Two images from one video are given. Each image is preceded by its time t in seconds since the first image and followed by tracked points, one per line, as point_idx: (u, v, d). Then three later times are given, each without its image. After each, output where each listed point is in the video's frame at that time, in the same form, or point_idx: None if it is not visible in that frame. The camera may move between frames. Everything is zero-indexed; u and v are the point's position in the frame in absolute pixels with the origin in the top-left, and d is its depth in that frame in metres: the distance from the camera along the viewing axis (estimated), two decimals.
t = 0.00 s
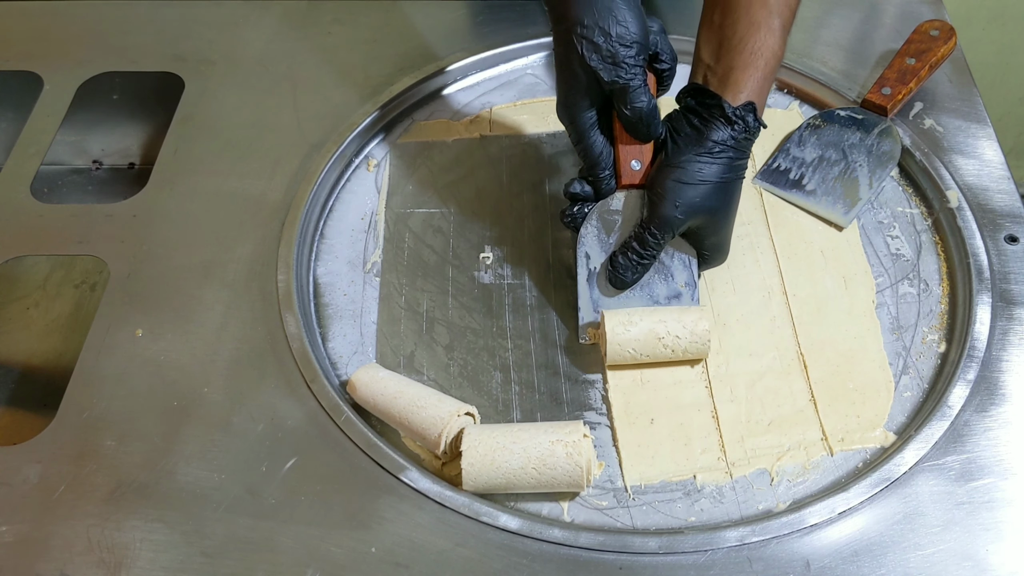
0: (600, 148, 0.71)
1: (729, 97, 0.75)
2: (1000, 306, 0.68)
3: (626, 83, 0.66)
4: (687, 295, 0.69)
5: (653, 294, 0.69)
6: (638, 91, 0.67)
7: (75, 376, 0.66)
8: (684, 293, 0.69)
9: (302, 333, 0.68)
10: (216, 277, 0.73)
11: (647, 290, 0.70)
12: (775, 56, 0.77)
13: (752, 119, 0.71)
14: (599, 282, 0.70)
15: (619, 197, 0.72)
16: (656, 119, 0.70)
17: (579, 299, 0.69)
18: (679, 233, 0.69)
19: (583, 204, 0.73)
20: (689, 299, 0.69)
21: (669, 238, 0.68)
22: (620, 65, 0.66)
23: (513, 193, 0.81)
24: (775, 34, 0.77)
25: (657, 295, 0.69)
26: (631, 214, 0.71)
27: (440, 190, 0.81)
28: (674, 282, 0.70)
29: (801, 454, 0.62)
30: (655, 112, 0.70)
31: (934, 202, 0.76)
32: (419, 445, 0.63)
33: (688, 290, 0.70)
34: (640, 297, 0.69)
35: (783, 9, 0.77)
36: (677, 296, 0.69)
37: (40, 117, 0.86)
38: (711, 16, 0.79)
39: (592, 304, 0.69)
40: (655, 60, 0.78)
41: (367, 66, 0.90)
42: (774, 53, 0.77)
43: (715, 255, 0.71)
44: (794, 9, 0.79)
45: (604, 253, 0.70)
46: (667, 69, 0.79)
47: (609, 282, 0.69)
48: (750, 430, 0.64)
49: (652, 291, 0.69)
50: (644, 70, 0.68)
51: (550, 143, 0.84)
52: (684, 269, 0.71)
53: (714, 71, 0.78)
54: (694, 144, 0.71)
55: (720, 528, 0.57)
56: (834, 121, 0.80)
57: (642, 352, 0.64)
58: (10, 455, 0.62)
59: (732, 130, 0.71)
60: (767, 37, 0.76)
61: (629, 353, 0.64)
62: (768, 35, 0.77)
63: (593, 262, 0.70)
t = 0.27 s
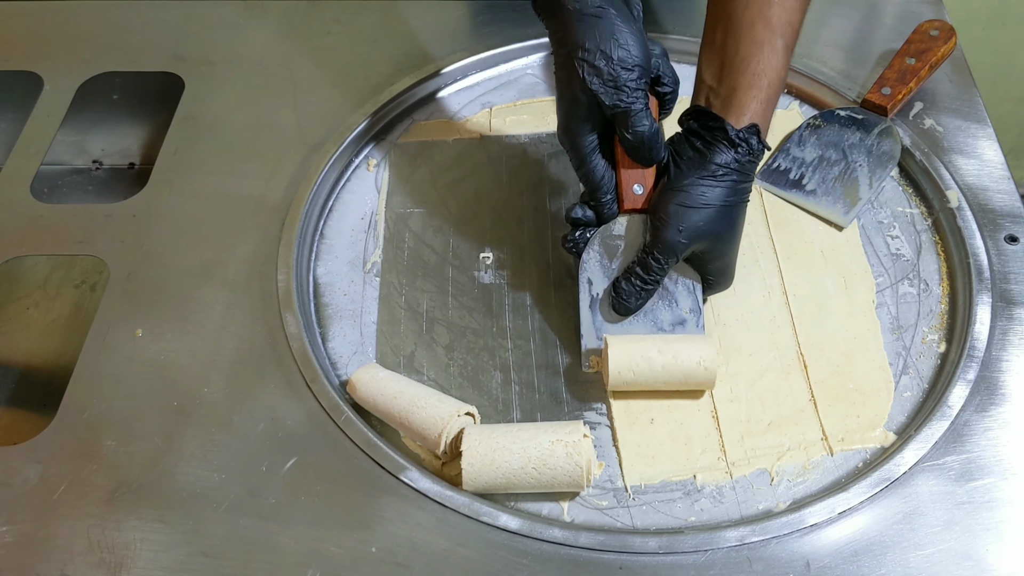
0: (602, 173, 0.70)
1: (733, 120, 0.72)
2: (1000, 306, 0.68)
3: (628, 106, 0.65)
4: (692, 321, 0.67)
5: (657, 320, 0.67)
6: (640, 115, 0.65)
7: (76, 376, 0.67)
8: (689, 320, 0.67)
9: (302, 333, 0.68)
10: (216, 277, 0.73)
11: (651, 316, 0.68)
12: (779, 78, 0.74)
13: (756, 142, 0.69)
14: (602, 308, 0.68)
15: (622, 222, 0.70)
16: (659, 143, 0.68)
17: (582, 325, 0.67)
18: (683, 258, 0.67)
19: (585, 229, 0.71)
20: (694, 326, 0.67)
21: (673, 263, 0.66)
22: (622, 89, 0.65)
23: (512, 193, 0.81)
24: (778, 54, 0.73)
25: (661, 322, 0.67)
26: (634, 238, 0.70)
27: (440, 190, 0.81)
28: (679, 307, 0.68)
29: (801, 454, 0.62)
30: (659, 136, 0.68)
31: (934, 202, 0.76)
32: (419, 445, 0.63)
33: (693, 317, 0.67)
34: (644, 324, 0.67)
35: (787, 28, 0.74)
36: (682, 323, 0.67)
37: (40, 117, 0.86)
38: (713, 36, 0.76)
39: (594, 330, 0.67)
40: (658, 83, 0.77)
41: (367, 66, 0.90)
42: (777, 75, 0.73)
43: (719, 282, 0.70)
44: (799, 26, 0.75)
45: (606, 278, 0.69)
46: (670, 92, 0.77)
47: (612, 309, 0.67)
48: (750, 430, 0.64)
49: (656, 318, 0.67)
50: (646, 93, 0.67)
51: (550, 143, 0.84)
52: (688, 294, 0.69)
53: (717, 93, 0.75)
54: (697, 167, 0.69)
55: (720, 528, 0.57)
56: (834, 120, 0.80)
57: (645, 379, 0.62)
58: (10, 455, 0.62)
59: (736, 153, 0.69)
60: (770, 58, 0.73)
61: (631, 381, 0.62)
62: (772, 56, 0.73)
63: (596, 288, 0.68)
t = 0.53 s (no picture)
0: (603, 191, 0.69)
1: (735, 138, 0.72)
2: (1000, 306, 0.68)
3: (629, 124, 0.65)
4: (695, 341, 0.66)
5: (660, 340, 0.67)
6: (641, 133, 0.65)
7: (76, 376, 0.67)
8: (693, 340, 0.66)
9: (302, 333, 0.68)
10: (216, 277, 0.73)
11: (654, 336, 0.67)
12: (781, 95, 0.74)
13: (759, 159, 0.68)
14: (604, 328, 0.67)
15: (623, 241, 0.69)
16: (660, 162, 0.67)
17: (584, 346, 0.66)
18: (686, 277, 0.66)
19: (586, 248, 0.71)
20: (698, 346, 0.66)
21: (676, 282, 0.65)
22: (622, 107, 0.65)
23: (512, 193, 0.81)
24: (780, 71, 0.73)
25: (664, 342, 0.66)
26: (636, 257, 0.69)
27: (440, 190, 0.81)
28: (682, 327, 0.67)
29: (801, 454, 0.62)
30: (659, 154, 0.68)
31: (934, 202, 0.76)
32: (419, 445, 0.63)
33: (696, 336, 0.67)
34: (647, 344, 0.66)
35: (788, 45, 0.74)
36: (685, 343, 0.66)
37: (40, 117, 0.86)
38: (714, 52, 0.76)
39: (597, 350, 0.66)
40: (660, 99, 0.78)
41: (367, 66, 0.90)
42: (779, 91, 0.73)
43: (722, 300, 0.69)
44: (799, 42, 0.75)
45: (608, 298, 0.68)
46: (670, 109, 0.78)
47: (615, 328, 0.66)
48: (750, 430, 0.64)
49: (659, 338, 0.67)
50: (646, 111, 0.67)
51: (550, 143, 0.84)
52: (691, 313, 0.68)
53: (718, 110, 0.75)
54: (699, 186, 0.68)
55: (720, 528, 0.57)
56: (833, 120, 0.79)
57: (648, 405, 0.61)
58: (10, 455, 0.62)
59: (739, 170, 0.68)
60: (772, 75, 0.73)
61: (635, 406, 0.61)
62: (773, 73, 0.73)
63: (598, 308, 0.67)
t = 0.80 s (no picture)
0: (602, 207, 0.69)
1: (738, 151, 0.71)
2: (1000, 306, 0.68)
3: (628, 138, 0.66)
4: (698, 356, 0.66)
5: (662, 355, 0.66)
6: (640, 147, 0.66)
7: (76, 376, 0.67)
8: (695, 355, 0.66)
9: (302, 333, 0.68)
10: (216, 277, 0.73)
11: (656, 352, 0.66)
12: (783, 108, 0.73)
13: (761, 173, 0.68)
14: (606, 344, 0.66)
15: (623, 256, 0.69)
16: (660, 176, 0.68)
17: (585, 363, 0.66)
18: (687, 292, 0.66)
19: (586, 263, 0.70)
20: (701, 361, 0.65)
21: (678, 297, 0.65)
22: (621, 121, 0.66)
23: (512, 193, 0.81)
24: (782, 84, 0.73)
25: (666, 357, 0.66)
26: (638, 272, 0.68)
27: (440, 191, 0.81)
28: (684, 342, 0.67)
29: (801, 454, 0.62)
30: (660, 168, 0.68)
31: (934, 202, 0.76)
32: (419, 445, 0.63)
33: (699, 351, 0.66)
34: (649, 360, 0.66)
35: (789, 58, 0.73)
36: (687, 358, 0.66)
37: (40, 117, 0.86)
38: (715, 68, 0.75)
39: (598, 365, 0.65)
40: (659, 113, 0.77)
41: (367, 66, 0.90)
42: (782, 104, 0.73)
43: (725, 315, 0.68)
44: (800, 57, 0.75)
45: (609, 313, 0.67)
46: (670, 124, 0.78)
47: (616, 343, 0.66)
48: (750, 430, 0.64)
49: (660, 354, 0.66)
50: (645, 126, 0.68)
51: (550, 143, 0.84)
52: (694, 328, 0.67)
53: (720, 124, 0.74)
54: (701, 201, 0.68)
55: (720, 528, 0.57)
56: (833, 120, 0.79)
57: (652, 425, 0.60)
58: (10, 455, 0.62)
59: (741, 185, 0.68)
60: (774, 88, 0.73)
61: (640, 422, 0.60)
62: (775, 86, 0.73)
63: (599, 323, 0.67)
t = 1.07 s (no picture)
0: (605, 223, 0.68)
1: (741, 168, 0.68)
2: (1000, 306, 0.68)
3: (630, 154, 0.65)
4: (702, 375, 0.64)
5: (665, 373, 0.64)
6: (643, 164, 0.65)
7: (76, 375, 0.67)
8: (700, 373, 0.64)
9: (302, 333, 0.68)
10: (216, 277, 0.73)
11: (659, 370, 0.65)
12: (788, 124, 0.70)
13: (766, 190, 0.67)
14: (608, 361, 0.65)
15: (627, 272, 0.68)
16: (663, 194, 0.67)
17: (587, 381, 0.64)
18: (691, 309, 0.65)
19: (588, 280, 0.68)
20: (705, 380, 0.64)
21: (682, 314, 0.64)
22: (624, 137, 0.65)
23: (512, 193, 0.81)
24: (786, 99, 0.70)
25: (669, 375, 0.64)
26: (641, 289, 0.67)
27: (440, 191, 0.81)
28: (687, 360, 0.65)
29: (801, 454, 0.62)
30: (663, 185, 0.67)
31: (934, 202, 0.76)
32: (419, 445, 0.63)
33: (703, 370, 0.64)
34: (652, 378, 0.64)
35: (793, 72, 0.71)
36: (691, 376, 0.64)
37: (40, 117, 0.86)
38: (717, 82, 0.73)
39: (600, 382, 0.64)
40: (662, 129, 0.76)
41: (367, 66, 0.90)
42: (786, 120, 0.70)
43: (729, 334, 0.66)
44: (806, 70, 0.72)
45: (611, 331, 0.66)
46: (673, 139, 0.77)
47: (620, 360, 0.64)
48: (750, 430, 0.64)
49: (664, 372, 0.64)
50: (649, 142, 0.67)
51: (550, 143, 0.84)
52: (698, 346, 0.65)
53: (723, 139, 0.71)
54: (706, 218, 0.67)
55: (720, 527, 0.57)
56: (833, 120, 0.79)
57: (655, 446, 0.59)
58: (10, 455, 0.62)
59: (746, 202, 0.67)
60: (777, 103, 0.70)
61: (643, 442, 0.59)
62: (779, 100, 0.70)
63: (601, 341, 0.65)
